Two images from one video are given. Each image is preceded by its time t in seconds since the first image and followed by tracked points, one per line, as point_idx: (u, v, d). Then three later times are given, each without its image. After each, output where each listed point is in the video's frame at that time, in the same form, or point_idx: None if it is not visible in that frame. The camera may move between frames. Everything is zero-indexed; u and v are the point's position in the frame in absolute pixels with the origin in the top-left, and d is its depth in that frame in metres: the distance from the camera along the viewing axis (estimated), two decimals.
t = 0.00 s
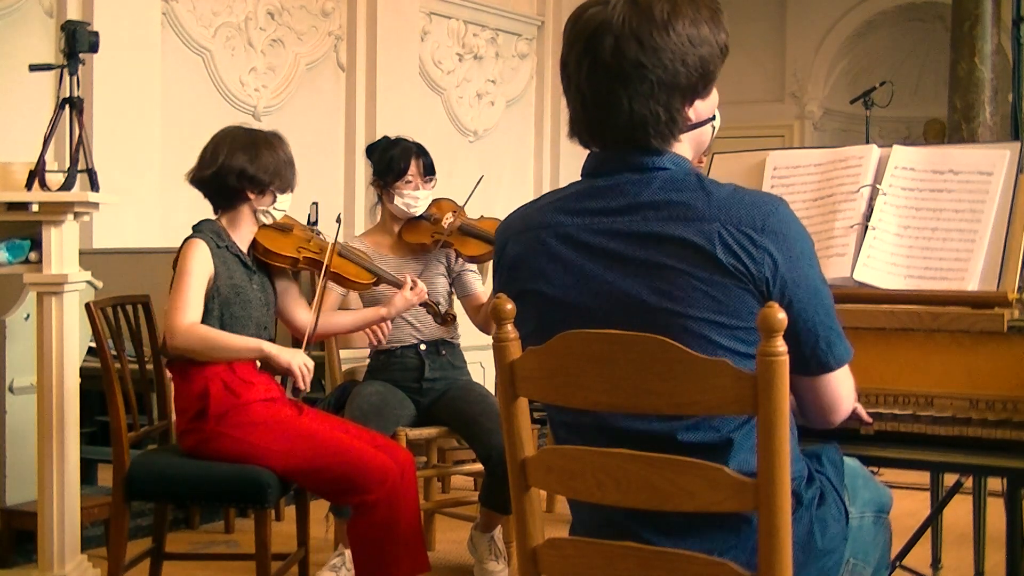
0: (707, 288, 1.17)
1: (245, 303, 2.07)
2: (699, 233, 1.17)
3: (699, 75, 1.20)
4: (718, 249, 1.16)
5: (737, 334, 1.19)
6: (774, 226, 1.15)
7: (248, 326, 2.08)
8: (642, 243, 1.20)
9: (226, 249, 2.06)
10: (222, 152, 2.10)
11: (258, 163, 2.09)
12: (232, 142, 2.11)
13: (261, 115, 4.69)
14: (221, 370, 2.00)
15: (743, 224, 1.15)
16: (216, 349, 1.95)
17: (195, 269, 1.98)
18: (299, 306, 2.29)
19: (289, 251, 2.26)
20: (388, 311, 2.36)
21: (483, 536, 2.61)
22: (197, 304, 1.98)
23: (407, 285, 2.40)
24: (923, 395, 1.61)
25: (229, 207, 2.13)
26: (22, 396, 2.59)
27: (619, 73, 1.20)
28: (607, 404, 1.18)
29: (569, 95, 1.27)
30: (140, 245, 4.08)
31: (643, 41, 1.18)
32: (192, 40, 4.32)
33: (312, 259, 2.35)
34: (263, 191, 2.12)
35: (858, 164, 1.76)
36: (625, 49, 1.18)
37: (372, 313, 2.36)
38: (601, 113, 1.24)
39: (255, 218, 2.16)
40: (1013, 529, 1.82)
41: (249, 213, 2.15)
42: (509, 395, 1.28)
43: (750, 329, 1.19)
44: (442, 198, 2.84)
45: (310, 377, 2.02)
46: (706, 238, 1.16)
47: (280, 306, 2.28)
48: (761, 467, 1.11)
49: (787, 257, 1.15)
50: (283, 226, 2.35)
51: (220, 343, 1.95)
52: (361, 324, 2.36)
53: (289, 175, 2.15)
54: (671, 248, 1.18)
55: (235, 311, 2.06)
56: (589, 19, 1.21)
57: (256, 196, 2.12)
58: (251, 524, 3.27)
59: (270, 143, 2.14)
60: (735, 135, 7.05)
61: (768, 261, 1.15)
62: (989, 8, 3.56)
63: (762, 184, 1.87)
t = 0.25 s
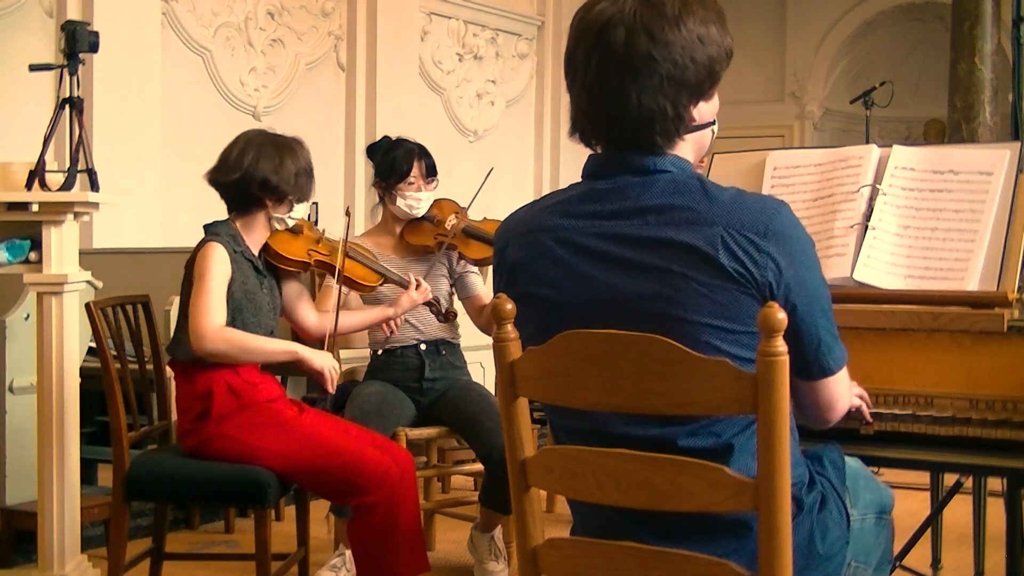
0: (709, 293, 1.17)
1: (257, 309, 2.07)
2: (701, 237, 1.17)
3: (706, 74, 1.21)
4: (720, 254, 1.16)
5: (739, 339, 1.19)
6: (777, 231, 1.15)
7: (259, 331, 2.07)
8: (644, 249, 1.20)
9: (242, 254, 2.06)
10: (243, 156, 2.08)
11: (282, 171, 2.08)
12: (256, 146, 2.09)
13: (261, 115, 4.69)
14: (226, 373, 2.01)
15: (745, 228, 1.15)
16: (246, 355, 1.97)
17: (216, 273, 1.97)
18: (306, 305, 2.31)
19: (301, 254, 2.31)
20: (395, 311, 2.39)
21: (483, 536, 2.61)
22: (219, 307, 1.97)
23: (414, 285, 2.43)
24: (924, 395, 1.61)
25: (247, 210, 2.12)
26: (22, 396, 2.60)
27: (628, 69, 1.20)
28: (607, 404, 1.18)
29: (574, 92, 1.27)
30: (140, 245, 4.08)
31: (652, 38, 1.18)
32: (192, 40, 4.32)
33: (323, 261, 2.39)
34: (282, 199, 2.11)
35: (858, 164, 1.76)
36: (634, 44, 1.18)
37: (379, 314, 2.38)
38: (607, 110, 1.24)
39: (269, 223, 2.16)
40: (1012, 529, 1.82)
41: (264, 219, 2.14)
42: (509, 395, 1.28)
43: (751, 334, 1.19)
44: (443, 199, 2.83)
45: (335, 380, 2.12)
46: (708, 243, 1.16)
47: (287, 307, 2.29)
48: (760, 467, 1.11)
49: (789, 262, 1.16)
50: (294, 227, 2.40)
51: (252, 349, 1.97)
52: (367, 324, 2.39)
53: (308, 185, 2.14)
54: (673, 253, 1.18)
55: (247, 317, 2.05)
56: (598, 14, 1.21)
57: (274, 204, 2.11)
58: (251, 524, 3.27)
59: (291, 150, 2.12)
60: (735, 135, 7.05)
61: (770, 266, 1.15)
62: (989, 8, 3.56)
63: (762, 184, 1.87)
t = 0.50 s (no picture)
0: (708, 297, 1.17)
1: (263, 314, 2.08)
2: (700, 242, 1.16)
3: (710, 73, 1.22)
4: (719, 258, 1.16)
5: (738, 344, 1.19)
6: (776, 235, 1.15)
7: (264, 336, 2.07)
8: (643, 252, 1.20)
9: (250, 259, 2.06)
10: (256, 161, 2.06)
11: (296, 181, 2.07)
12: (273, 153, 2.08)
13: (261, 115, 4.69)
14: (228, 375, 2.01)
15: (745, 232, 1.15)
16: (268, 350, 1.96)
17: (228, 280, 1.97)
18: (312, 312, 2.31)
19: (311, 263, 2.26)
20: (400, 320, 2.38)
21: (483, 536, 2.61)
22: (237, 309, 1.97)
23: (420, 294, 2.41)
24: (924, 395, 1.62)
25: (259, 216, 2.11)
26: (22, 396, 2.60)
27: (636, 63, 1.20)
28: (608, 403, 1.18)
29: (579, 88, 1.28)
30: (140, 245, 4.08)
31: (659, 35, 1.20)
32: (192, 40, 4.32)
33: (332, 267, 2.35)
34: (295, 209, 2.10)
35: (858, 164, 1.76)
36: (641, 34, 1.20)
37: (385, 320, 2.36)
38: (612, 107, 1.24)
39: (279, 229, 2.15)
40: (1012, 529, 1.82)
41: (274, 226, 2.14)
42: (509, 395, 1.28)
43: (750, 338, 1.20)
44: (444, 202, 2.83)
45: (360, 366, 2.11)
46: (708, 247, 1.16)
47: (293, 310, 2.30)
48: (760, 467, 1.11)
49: (789, 266, 1.16)
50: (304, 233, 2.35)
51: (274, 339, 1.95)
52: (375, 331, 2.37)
53: (321, 195, 2.13)
54: (672, 256, 1.18)
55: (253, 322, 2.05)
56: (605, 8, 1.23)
57: (284, 214, 2.11)
58: (251, 524, 3.27)
59: (306, 157, 2.11)
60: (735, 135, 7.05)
61: (770, 271, 1.15)
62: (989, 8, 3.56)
63: (762, 184, 1.87)
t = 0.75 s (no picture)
0: (707, 297, 1.17)
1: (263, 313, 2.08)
2: (699, 242, 1.16)
3: (713, 72, 1.23)
4: (719, 258, 1.16)
5: (736, 344, 1.19)
6: (775, 235, 1.15)
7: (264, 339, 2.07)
8: (642, 252, 1.20)
9: (248, 259, 2.06)
10: (254, 162, 2.06)
11: (290, 183, 2.05)
12: (272, 155, 2.07)
13: (261, 115, 4.69)
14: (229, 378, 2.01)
15: (744, 232, 1.15)
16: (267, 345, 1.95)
17: (223, 280, 1.96)
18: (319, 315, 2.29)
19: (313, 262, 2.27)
20: (404, 325, 2.34)
21: (483, 536, 2.61)
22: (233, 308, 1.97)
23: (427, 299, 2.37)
24: (923, 395, 1.62)
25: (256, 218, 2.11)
26: (22, 396, 2.60)
27: (641, 59, 1.21)
28: (608, 404, 1.18)
29: (581, 86, 1.29)
30: (140, 245, 4.08)
31: (665, 30, 1.21)
32: (192, 40, 4.32)
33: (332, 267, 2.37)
34: (291, 211, 2.08)
35: (858, 164, 1.76)
36: (645, 30, 1.21)
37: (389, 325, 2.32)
38: (615, 105, 1.24)
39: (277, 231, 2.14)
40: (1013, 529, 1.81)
41: (271, 227, 2.14)
42: (509, 396, 1.28)
43: (749, 338, 1.20)
44: (444, 205, 2.82)
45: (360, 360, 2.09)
46: (707, 247, 1.16)
47: (298, 312, 2.28)
48: (760, 468, 1.11)
49: (788, 266, 1.16)
50: (308, 233, 2.38)
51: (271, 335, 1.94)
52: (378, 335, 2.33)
53: (320, 198, 2.11)
54: (671, 257, 1.18)
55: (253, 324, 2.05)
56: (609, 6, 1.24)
57: (281, 215, 2.09)
58: (251, 524, 3.27)
59: (305, 159, 2.09)
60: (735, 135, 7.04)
61: (769, 271, 1.15)
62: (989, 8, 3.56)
63: (762, 184, 1.87)
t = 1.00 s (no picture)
0: (706, 296, 1.17)
1: (252, 311, 2.07)
2: (699, 241, 1.16)
3: (712, 71, 1.23)
4: (718, 257, 1.16)
5: (736, 344, 1.19)
6: (775, 234, 1.15)
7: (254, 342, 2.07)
8: (641, 252, 1.20)
9: (234, 257, 2.06)
10: (238, 159, 2.06)
11: (267, 180, 2.04)
12: (251, 153, 2.06)
13: (261, 115, 4.69)
14: (227, 378, 2.00)
15: (743, 231, 1.15)
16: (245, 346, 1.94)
17: (203, 279, 1.97)
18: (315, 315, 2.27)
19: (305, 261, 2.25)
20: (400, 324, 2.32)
21: (483, 536, 2.61)
22: (212, 308, 1.98)
23: (424, 297, 2.35)
24: (924, 395, 1.61)
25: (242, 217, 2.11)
26: (22, 396, 2.59)
27: (640, 57, 1.21)
28: (608, 404, 1.18)
29: (580, 86, 1.29)
30: (140, 244, 4.08)
31: (665, 29, 1.21)
32: (192, 40, 4.32)
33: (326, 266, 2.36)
34: (274, 210, 2.08)
35: (858, 164, 1.76)
36: (645, 29, 1.21)
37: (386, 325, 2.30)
38: (614, 104, 1.24)
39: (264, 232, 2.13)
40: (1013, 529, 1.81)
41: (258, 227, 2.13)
42: (509, 396, 1.28)
43: (749, 337, 1.20)
44: (443, 203, 2.83)
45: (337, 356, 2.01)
46: (707, 247, 1.16)
47: (297, 311, 2.27)
48: (760, 468, 1.11)
49: (787, 265, 1.16)
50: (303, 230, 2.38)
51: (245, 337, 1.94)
52: (375, 334, 2.32)
53: (304, 195, 2.10)
54: (671, 256, 1.18)
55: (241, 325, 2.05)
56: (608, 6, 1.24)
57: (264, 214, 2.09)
58: (251, 524, 3.27)
59: (289, 156, 2.09)
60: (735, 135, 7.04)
61: (768, 270, 1.15)
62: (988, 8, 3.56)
63: (762, 184, 1.87)
